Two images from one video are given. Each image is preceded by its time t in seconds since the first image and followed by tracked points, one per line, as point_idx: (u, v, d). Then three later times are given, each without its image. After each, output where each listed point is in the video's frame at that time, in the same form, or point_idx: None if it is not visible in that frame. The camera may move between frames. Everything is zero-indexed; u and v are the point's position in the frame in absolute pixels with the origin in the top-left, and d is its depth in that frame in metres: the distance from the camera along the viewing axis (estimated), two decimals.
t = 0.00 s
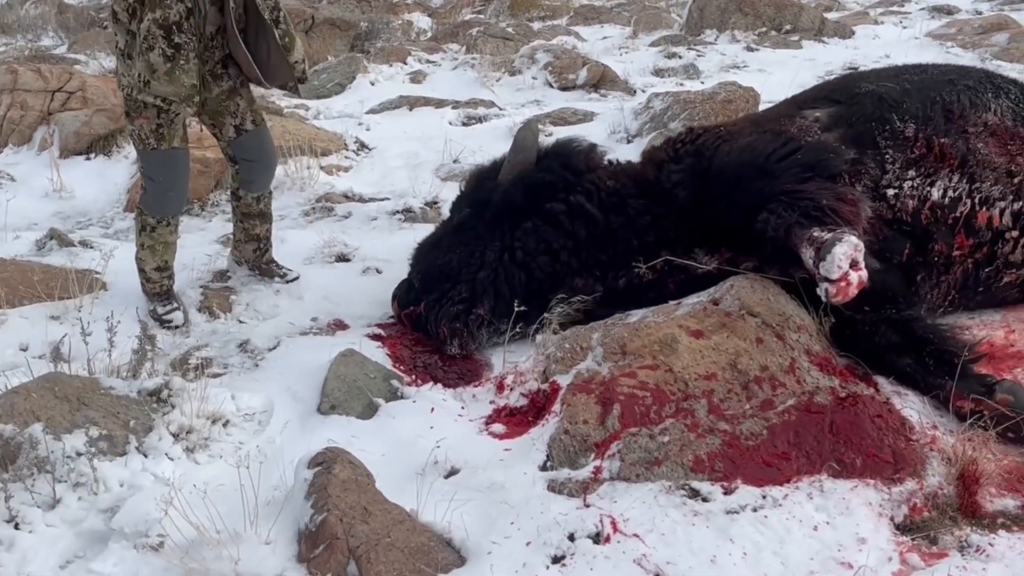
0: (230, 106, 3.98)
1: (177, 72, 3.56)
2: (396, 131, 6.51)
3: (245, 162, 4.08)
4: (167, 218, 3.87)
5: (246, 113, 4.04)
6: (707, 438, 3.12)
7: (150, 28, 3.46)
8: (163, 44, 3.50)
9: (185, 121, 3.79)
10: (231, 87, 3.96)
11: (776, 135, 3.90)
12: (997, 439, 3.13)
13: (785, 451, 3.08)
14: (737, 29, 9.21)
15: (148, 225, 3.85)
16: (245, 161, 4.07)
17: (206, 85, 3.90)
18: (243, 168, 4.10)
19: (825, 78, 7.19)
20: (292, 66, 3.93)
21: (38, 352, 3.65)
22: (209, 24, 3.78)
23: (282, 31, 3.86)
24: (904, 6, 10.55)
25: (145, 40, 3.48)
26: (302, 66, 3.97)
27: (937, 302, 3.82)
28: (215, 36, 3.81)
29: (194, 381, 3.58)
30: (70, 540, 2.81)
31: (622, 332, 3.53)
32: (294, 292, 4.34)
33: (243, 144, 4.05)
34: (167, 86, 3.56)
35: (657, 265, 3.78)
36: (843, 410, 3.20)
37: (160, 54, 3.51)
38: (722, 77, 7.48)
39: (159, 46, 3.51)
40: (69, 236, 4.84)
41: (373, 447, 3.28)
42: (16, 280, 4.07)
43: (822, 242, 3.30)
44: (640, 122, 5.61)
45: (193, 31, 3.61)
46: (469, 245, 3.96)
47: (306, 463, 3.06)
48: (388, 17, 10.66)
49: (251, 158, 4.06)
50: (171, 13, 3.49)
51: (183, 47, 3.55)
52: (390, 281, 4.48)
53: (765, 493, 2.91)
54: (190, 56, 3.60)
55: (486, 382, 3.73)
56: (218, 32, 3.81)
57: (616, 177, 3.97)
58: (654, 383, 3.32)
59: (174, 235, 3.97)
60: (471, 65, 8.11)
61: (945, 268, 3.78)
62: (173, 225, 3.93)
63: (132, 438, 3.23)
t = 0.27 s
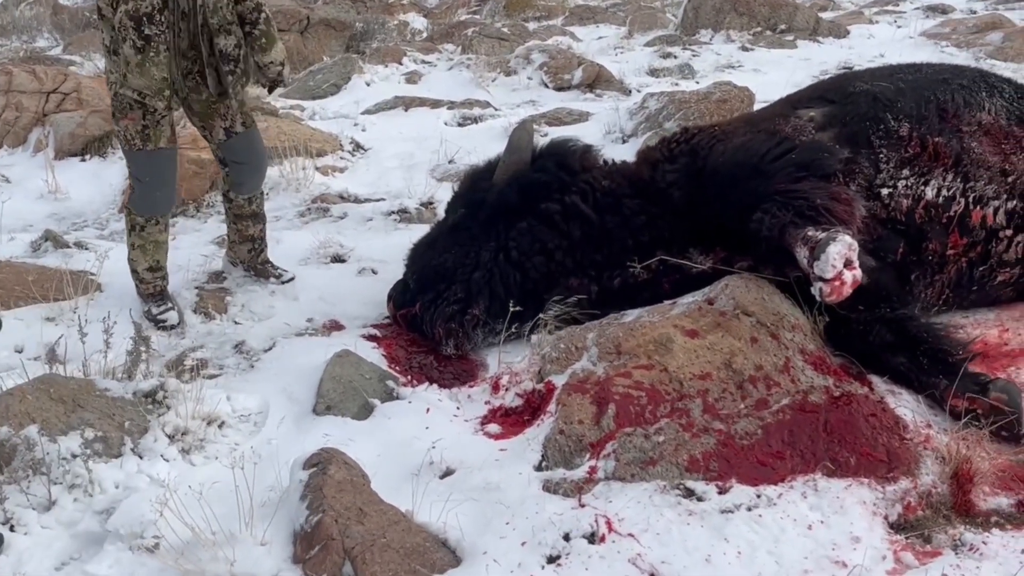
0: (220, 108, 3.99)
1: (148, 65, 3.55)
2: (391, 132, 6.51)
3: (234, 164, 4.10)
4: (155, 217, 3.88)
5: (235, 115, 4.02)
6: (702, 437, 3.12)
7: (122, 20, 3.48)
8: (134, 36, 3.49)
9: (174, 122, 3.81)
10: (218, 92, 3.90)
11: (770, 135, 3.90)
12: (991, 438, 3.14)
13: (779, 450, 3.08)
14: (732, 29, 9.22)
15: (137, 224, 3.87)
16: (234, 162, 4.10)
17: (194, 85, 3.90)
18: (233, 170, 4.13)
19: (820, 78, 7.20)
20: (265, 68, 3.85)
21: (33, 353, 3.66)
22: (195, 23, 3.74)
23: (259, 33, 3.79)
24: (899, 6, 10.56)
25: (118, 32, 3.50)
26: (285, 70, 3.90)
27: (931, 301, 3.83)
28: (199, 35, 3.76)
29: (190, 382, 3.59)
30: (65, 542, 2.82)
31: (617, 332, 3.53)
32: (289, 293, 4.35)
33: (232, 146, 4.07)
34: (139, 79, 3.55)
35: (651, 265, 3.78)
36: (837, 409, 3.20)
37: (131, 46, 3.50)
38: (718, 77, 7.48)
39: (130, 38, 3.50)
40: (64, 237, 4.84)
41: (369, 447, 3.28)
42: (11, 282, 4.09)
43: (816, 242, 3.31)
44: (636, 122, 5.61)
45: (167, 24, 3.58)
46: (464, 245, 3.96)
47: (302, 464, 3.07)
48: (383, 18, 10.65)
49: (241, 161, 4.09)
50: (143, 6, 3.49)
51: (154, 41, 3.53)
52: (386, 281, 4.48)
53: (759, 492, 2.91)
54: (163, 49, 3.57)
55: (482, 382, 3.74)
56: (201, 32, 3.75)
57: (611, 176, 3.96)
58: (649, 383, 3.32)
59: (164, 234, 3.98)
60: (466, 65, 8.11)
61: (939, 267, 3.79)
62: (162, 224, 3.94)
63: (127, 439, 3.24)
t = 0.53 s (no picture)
0: (211, 114, 4.01)
1: (133, 73, 3.54)
2: (389, 134, 6.51)
3: (229, 172, 4.14)
4: (141, 220, 3.90)
5: (226, 121, 4.05)
6: (700, 439, 3.12)
7: (104, 30, 3.46)
8: (116, 45, 3.49)
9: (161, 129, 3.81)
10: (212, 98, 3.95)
11: (768, 137, 3.90)
12: (988, 439, 3.14)
13: (777, 451, 3.09)
14: (729, 31, 9.23)
15: (123, 227, 3.88)
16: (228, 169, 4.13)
17: (184, 93, 3.93)
18: (228, 177, 4.17)
19: (818, 80, 7.21)
20: (258, 82, 3.89)
21: (30, 356, 3.65)
22: (178, 31, 3.75)
23: (251, 47, 3.85)
24: (896, 7, 10.58)
25: (100, 42, 3.49)
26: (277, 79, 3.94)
27: (928, 302, 3.84)
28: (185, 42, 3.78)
29: (187, 385, 3.59)
30: (63, 545, 2.82)
31: (614, 334, 3.54)
32: (288, 295, 4.34)
33: (226, 153, 4.10)
34: (125, 88, 3.54)
35: (649, 267, 3.78)
36: (835, 411, 3.21)
37: (114, 54, 3.49)
38: (715, 79, 7.49)
39: (113, 48, 3.50)
40: (62, 240, 4.83)
41: (367, 450, 3.28)
42: (9, 285, 4.09)
43: (813, 244, 3.32)
44: (633, 123, 5.62)
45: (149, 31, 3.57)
46: (462, 247, 3.97)
47: (299, 466, 3.07)
48: (381, 20, 10.65)
49: (235, 167, 4.12)
50: (124, 14, 3.48)
51: (138, 48, 3.52)
52: (384, 283, 4.48)
53: (756, 494, 2.92)
54: (146, 56, 3.56)
55: (480, 384, 3.74)
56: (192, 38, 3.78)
57: (609, 178, 3.96)
58: (646, 385, 3.32)
59: (153, 236, 3.99)
60: (464, 68, 8.11)
61: (936, 269, 3.79)
62: (150, 226, 3.95)
63: (125, 442, 3.24)
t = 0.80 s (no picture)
0: (205, 126, 4.00)
1: (125, 82, 3.55)
2: (393, 142, 6.52)
3: (223, 182, 4.14)
4: (138, 229, 3.91)
5: (220, 132, 4.04)
6: (702, 448, 3.12)
7: (96, 38, 3.46)
8: (110, 54, 3.49)
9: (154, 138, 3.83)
10: (204, 108, 3.93)
11: (771, 145, 3.90)
12: (992, 448, 3.13)
13: (780, 460, 3.08)
14: (733, 39, 9.24)
15: (122, 236, 3.89)
16: (223, 179, 4.13)
17: (177, 104, 3.92)
18: (223, 187, 4.17)
19: (822, 88, 7.21)
20: (248, 92, 4.09)
21: (33, 364, 3.65)
22: (169, 39, 3.73)
23: (244, 56, 4.02)
24: (900, 15, 10.59)
25: (92, 51, 3.48)
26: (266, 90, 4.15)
27: (931, 310, 3.83)
28: (175, 51, 3.76)
29: (191, 392, 3.59)
30: (65, 553, 2.82)
31: (617, 342, 3.53)
32: (291, 303, 4.35)
33: (220, 163, 4.10)
34: (113, 96, 3.54)
35: (652, 275, 3.77)
36: (838, 419, 3.20)
37: (107, 63, 3.50)
38: (719, 87, 7.50)
39: (105, 57, 3.50)
40: (66, 247, 4.84)
41: (369, 458, 3.28)
42: (13, 293, 4.09)
43: (817, 252, 3.31)
44: (637, 131, 5.63)
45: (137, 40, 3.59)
46: (466, 255, 3.98)
47: (302, 474, 3.07)
48: (385, 28, 10.67)
49: (229, 177, 4.12)
50: (116, 23, 3.49)
51: (129, 57, 3.54)
52: (387, 290, 4.47)
53: (759, 503, 2.91)
54: (138, 65, 3.58)
55: (482, 392, 3.73)
56: (181, 46, 3.78)
57: (611, 187, 3.95)
58: (649, 393, 3.32)
59: (152, 244, 3.99)
60: (468, 75, 8.13)
61: (939, 277, 3.79)
62: (148, 234, 3.95)
63: (128, 450, 3.24)
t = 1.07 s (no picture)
0: (212, 145, 4.01)
1: (123, 93, 3.58)
2: (405, 157, 6.54)
3: (231, 200, 4.16)
4: (150, 244, 3.93)
5: (227, 151, 4.05)
6: (714, 464, 3.10)
7: (97, 49, 3.52)
8: (109, 65, 3.55)
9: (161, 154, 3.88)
10: (210, 126, 3.94)
11: (784, 161, 3.90)
12: (1006, 465, 3.10)
13: (792, 477, 3.06)
14: (746, 55, 9.25)
15: (133, 251, 3.91)
16: (231, 197, 4.16)
17: (183, 122, 3.93)
18: (231, 205, 4.19)
19: (835, 104, 7.20)
20: (255, 111, 4.09)
21: (46, 378, 3.66)
22: (174, 54, 3.75)
23: (252, 75, 4.02)
24: (913, 31, 10.59)
25: (92, 61, 3.53)
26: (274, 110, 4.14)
27: (945, 327, 3.81)
28: (180, 66, 3.78)
29: (203, 406, 3.59)
30: (76, 567, 2.82)
31: (629, 358, 3.52)
32: (302, 317, 4.36)
33: (228, 181, 4.12)
34: (111, 107, 3.58)
35: (664, 291, 3.76)
36: (850, 437, 3.17)
37: (106, 74, 3.54)
38: (731, 103, 7.51)
39: (105, 67, 3.55)
40: (79, 262, 4.86)
41: (380, 473, 3.28)
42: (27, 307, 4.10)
43: (830, 269, 3.30)
44: (649, 147, 5.64)
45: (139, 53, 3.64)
46: (477, 270, 3.95)
47: (313, 489, 3.06)
48: (398, 44, 10.74)
49: (237, 196, 4.15)
50: (117, 35, 3.54)
51: (128, 70, 3.58)
52: (399, 305, 4.48)
53: (771, 520, 2.89)
54: (138, 77, 3.62)
55: (493, 408, 3.72)
56: (186, 61, 3.80)
57: (623, 203, 3.95)
58: (661, 409, 3.30)
59: (164, 260, 4.01)
60: (480, 91, 8.16)
61: (952, 293, 3.77)
62: (160, 249, 3.97)
63: (139, 464, 3.24)
